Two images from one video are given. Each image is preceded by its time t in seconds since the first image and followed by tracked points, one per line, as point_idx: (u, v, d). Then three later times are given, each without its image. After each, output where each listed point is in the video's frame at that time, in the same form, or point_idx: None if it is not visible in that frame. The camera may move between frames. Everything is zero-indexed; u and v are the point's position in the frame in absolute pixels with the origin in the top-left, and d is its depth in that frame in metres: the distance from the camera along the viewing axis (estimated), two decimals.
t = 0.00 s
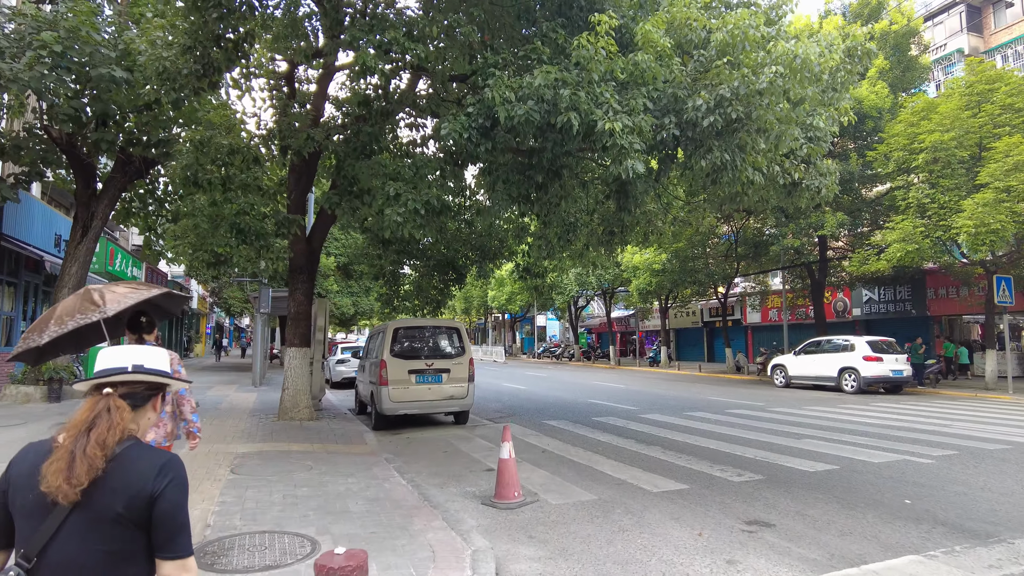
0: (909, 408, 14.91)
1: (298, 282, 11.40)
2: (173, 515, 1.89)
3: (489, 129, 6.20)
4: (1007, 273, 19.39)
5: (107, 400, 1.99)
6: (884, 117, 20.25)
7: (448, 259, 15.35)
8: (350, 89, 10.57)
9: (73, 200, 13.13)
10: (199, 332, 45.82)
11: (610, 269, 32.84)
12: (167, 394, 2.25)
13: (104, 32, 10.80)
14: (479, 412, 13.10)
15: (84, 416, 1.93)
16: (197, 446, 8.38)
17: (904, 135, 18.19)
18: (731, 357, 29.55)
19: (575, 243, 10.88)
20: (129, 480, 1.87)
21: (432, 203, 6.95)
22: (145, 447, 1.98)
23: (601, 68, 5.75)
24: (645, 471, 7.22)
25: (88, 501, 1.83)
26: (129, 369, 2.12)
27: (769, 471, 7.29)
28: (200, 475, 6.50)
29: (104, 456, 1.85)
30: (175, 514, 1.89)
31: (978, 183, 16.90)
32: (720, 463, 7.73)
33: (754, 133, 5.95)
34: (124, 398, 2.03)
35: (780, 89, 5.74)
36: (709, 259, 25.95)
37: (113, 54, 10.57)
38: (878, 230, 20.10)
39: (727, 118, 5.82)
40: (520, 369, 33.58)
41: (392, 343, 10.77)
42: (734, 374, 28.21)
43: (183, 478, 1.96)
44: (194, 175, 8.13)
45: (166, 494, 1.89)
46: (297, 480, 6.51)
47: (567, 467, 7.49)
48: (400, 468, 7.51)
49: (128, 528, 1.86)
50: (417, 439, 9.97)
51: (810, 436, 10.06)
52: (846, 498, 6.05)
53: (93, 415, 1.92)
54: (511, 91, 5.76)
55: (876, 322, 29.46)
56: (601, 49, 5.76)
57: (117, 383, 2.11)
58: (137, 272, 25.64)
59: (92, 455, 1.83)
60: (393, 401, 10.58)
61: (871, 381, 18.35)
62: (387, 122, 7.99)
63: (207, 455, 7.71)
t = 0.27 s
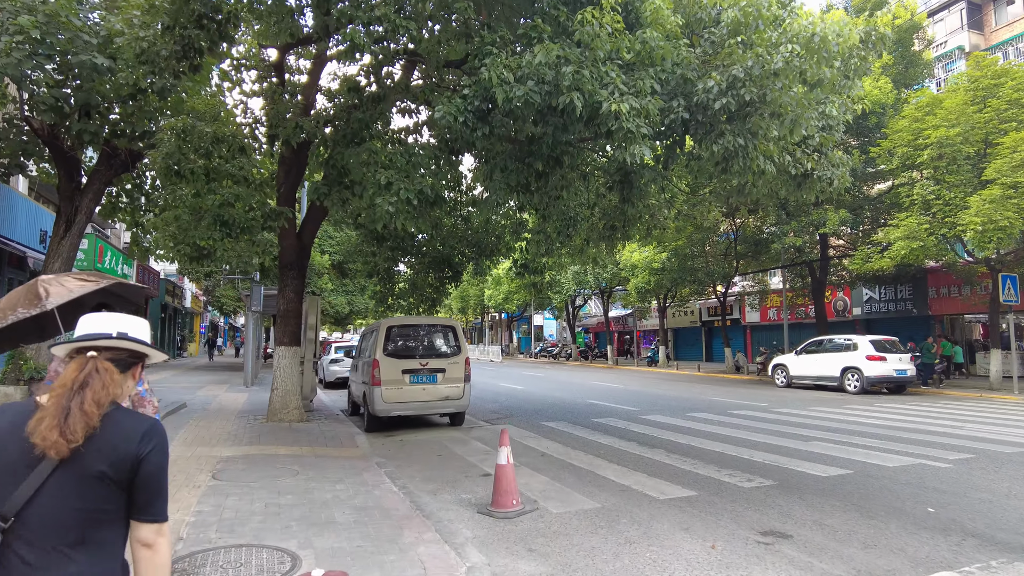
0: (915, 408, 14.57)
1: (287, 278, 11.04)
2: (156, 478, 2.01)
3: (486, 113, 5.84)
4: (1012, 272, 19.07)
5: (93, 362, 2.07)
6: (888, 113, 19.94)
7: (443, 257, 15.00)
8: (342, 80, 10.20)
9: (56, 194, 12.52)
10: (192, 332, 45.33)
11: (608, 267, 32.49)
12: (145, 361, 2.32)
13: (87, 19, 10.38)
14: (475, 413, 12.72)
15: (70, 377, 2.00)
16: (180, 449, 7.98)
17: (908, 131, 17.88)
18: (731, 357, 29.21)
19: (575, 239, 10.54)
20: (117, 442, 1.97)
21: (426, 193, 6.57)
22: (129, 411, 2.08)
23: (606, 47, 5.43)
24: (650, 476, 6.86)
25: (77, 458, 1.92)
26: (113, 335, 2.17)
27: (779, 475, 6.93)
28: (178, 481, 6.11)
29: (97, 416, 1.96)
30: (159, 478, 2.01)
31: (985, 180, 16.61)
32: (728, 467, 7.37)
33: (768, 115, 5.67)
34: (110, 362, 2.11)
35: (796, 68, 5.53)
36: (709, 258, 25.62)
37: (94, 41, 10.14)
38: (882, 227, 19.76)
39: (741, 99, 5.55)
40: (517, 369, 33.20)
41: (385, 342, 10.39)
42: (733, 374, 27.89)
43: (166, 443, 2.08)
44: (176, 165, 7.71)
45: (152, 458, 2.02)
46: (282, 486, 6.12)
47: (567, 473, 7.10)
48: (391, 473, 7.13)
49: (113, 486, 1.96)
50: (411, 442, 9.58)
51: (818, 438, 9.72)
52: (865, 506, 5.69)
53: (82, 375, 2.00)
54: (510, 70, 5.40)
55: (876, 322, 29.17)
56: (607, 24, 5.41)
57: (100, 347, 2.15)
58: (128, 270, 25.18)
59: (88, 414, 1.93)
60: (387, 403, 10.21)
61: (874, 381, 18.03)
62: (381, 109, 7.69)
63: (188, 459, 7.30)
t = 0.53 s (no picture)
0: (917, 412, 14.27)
1: (273, 277, 10.66)
2: (103, 477, 1.99)
3: (479, 102, 5.51)
4: (1013, 273, 18.85)
5: (26, 370, 1.99)
6: (888, 112, 19.69)
7: (436, 256, 14.69)
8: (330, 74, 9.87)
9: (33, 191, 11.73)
10: (184, 332, 44.84)
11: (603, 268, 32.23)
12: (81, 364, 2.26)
13: (65, 7, 10.01)
14: (468, 417, 12.36)
15: (5, 388, 1.92)
16: (157, 456, 7.59)
17: (910, 130, 17.61)
18: (728, 359, 28.93)
19: (572, 238, 10.21)
20: (62, 442, 1.94)
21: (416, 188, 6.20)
22: (69, 416, 2.04)
23: (608, 29, 5.12)
24: (653, 488, 6.49)
25: (17, 464, 1.85)
26: (44, 341, 2.10)
27: (786, 486, 6.59)
28: (150, 493, 5.72)
29: (44, 419, 1.92)
30: (106, 477, 2.00)
31: (987, 180, 16.36)
32: (732, 477, 7.03)
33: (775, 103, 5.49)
34: (44, 368, 2.05)
35: (809, 55, 5.49)
36: (706, 258, 25.37)
37: (69, 30, 9.68)
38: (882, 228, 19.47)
39: (751, 88, 5.43)
40: (511, 370, 32.83)
41: (375, 344, 10.01)
42: (730, 375, 27.64)
43: (110, 444, 2.07)
44: (154, 158, 7.30)
45: (97, 458, 2.00)
46: (261, 499, 5.74)
47: (563, 484, 6.74)
48: (379, 484, 6.75)
49: (57, 489, 1.92)
50: (401, 449, 9.21)
51: (823, 445, 9.40)
52: (883, 521, 5.34)
53: (19, 385, 1.94)
54: (504, 54, 5.08)
55: (873, 323, 29.00)
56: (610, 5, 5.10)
57: (32, 355, 2.09)
58: (116, 269, 24.71)
59: (32, 420, 1.89)
60: (376, 407, 9.83)
61: (875, 383, 17.75)
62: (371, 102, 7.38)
63: (164, 468, 6.91)
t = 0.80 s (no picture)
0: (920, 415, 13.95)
1: (256, 276, 10.26)
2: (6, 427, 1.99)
3: (468, 83, 5.17)
4: (1014, 274, 18.58)
5: None
6: (887, 111, 19.44)
7: (428, 255, 14.29)
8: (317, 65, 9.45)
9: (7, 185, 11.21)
10: (173, 335, 44.27)
11: (599, 270, 31.88)
12: None
13: None
14: (460, 422, 11.96)
15: None
16: (128, 464, 7.15)
17: (910, 128, 17.33)
18: (724, 361, 28.60)
19: (568, 235, 9.86)
20: None
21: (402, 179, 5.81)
22: None
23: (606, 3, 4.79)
24: (652, 499, 6.10)
25: None
26: None
27: (794, 496, 6.21)
28: (111, 505, 5.28)
29: None
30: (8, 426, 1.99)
31: (989, 178, 16.10)
32: (736, 485, 6.67)
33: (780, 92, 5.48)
34: None
35: (821, 34, 5.26)
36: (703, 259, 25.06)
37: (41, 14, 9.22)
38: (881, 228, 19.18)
39: (759, 68, 5.34)
40: (505, 373, 32.38)
41: (362, 346, 9.63)
42: (727, 378, 27.31)
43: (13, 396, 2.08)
44: (124, 148, 6.92)
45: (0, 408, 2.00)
46: (232, 511, 5.33)
47: (558, 494, 6.34)
48: (361, 494, 6.34)
49: None
50: (388, 455, 8.80)
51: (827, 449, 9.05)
52: (901, 534, 4.97)
53: None
54: (494, 31, 4.73)
55: (871, 326, 28.75)
56: None
57: None
58: (102, 270, 24.20)
59: None
60: (362, 412, 9.43)
61: (875, 386, 17.43)
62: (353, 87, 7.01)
63: (133, 476, 6.49)
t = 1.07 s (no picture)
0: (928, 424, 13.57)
1: (240, 282, 9.85)
2: None
3: (457, 67, 4.86)
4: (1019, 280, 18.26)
5: None
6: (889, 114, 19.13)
7: (420, 260, 13.85)
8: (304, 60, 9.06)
9: None
10: (165, 343, 43.68)
11: (596, 277, 31.48)
12: None
13: None
14: (453, 433, 11.55)
15: None
16: (98, 480, 6.72)
17: (913, 132, 16.99)
18: (724, 370, 28.20)
19: (564, 238, 9.46)
20: None
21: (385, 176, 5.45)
22: None
23: None
24: (656, 518, 5.69)
25: None
26: None
27: (806, 514, 5.83)
28: (69, 530, 4.83)
29: None
30: None
31: (995, 182, 15.78)
32: (743, 502, 6.28)
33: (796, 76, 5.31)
34: None
35: (841, 13, 5.07)
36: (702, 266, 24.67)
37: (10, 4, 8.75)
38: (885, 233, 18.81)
39: (774, 49, 5.11)
40: (502, 382, 31.77)
41: (350, 356, 9.23)
42: (727, 386, 26.89)
43: None
44: (93, 144, 6.39)
45: None
46: (202, 534, 4.90)
47: (554, 514, 5.93)
48: (344, 514, 5.92)
49: None
50: (377, 470, 8.38)
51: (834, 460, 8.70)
52: (927, 558, 4.57)
53: None
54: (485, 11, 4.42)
55: (872, 333, 28.41)
56: None
57: None
58: (91, 277, 23.72)
59: None
60: (350, 424, 9.00)
61: (880, 395, 17.03)
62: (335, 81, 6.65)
63: (100, 494, 6.06)
